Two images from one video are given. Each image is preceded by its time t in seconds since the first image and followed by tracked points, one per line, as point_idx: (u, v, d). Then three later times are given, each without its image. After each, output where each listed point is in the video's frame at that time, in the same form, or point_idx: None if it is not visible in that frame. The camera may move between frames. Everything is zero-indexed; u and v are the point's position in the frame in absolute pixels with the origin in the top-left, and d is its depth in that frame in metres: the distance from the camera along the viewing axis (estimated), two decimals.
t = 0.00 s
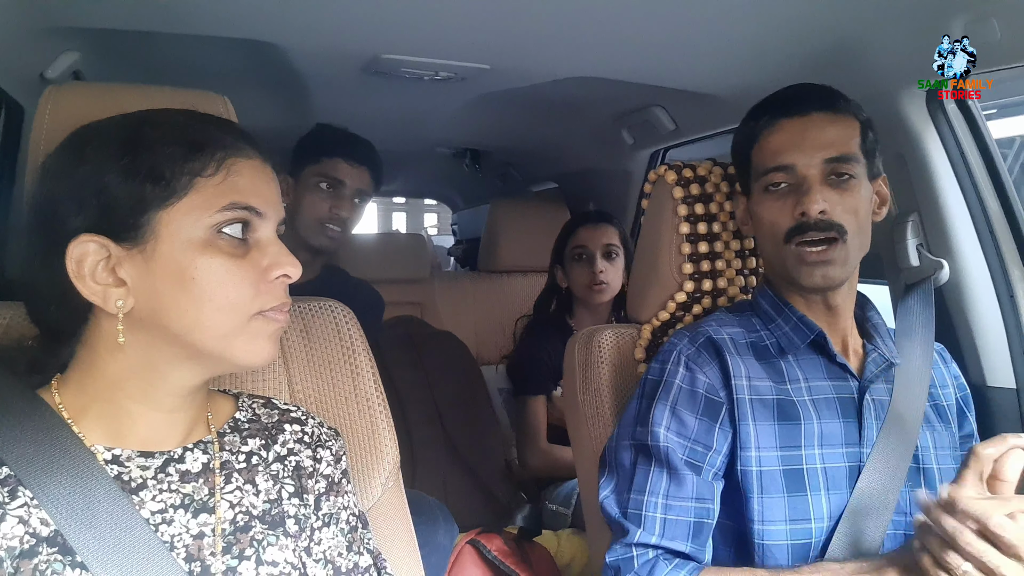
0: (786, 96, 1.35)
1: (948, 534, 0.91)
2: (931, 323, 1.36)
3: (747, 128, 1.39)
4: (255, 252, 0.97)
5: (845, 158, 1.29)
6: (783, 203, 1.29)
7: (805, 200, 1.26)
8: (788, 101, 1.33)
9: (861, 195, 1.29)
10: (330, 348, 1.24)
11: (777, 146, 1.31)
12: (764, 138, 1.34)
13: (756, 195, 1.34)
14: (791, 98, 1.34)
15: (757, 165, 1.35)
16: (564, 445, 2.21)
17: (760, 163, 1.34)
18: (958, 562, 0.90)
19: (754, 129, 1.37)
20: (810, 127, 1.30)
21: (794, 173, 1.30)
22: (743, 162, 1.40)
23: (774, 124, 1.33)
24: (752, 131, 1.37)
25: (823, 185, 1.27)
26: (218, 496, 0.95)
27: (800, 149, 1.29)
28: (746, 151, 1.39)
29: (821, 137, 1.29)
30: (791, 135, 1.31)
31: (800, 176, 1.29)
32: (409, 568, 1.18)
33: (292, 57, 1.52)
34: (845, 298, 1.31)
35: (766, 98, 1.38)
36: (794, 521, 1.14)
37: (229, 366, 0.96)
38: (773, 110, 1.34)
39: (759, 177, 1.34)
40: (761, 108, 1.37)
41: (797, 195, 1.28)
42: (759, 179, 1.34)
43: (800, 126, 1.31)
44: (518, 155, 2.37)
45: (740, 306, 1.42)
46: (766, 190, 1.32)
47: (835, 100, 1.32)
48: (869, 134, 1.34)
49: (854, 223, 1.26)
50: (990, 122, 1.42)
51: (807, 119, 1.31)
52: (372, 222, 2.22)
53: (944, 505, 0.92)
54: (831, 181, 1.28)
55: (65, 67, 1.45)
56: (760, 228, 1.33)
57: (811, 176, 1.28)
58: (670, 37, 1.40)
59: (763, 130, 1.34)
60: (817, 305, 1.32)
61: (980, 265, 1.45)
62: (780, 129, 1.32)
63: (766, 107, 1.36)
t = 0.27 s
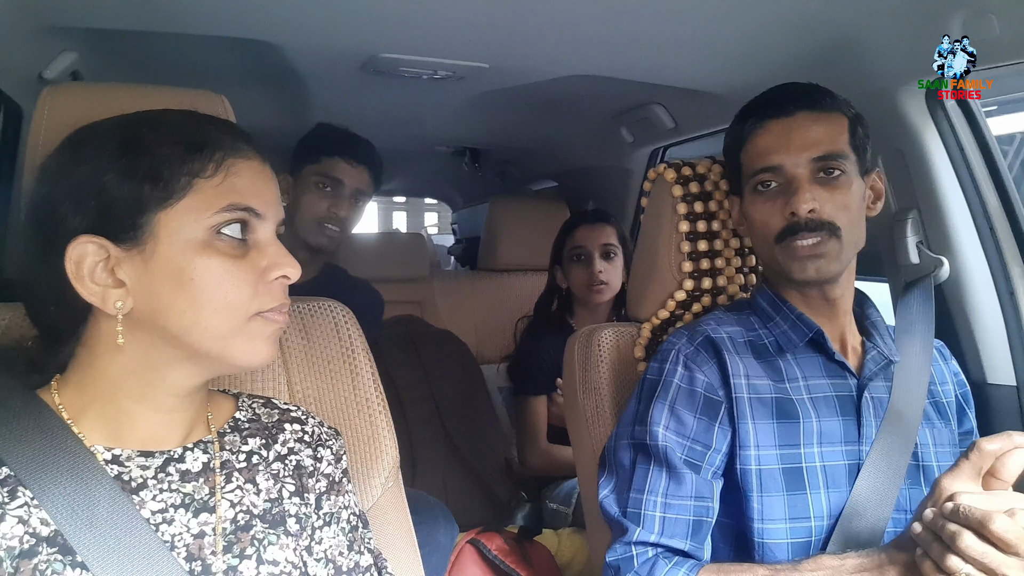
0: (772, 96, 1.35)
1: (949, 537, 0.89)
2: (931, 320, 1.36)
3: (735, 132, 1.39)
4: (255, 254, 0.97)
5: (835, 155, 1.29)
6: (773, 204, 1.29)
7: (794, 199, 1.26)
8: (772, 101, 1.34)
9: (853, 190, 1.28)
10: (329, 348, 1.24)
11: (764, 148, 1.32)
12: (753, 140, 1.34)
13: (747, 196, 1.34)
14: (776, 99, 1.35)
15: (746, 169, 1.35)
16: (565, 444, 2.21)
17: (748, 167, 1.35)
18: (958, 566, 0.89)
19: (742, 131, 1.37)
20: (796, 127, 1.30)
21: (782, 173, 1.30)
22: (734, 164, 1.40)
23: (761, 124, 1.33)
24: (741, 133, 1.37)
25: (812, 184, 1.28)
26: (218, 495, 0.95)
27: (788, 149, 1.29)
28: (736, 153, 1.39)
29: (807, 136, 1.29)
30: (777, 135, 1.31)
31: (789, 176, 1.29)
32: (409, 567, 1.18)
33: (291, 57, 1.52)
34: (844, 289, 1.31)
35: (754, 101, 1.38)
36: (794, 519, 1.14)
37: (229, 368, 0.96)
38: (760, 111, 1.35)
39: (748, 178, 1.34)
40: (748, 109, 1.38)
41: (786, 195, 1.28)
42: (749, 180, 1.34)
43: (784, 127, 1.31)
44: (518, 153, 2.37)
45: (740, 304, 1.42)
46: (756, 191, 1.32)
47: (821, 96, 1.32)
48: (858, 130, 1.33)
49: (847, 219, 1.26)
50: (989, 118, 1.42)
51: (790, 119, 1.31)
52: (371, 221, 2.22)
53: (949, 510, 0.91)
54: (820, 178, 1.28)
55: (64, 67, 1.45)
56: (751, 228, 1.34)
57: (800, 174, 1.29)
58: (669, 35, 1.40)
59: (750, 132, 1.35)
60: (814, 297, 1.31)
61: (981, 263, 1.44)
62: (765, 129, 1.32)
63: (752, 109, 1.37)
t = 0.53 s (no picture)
0: (772, 95, 1.35)
1: (954, 539, 0.89)
2: (932, 320, 1.36)
3: (737, 130, 1.40)
4: (256, 254, 0.97)
5: (835, 153, 1.29)
6: (774, 202, 1.29)
7: (795, 196, 1.26)
8: (773, 100, 1.34)
9: (854, 188, 1.28)
10: (330, 349, 1.24)
11: (763, 146, 1.32)
12: (754, 137, 1.34)
13: (748, 193, 1.34)
14: (776, 98, 1.34)
15: (747, 165, 1.35)
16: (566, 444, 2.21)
17: (749, 163, 1.35)
18: (960, 568, 0.89)
19: (743, 129, 1.37)
20: (797, 124, 1.30)
21: (783, 171, 1.30)
22: (735, 162, 1.40)
23: (762, 122, 1.33)
24: (742, 131, 1.38)
25: (814, 181, 1.28)
26: (220, 495, 0.95)
27: (789, 147, 1.29)
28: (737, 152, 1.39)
29: (808, 134, 1.29)
30: (777, 133, 1.31)
31: (790, 173, 1.29)
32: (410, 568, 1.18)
33: (291, 57, 1.52)
34: (845, 288, 1.30)
35: (754, 99, 1.39)
36: (795, 519, 1.14)
37: (231, 369, 0.96)
38: (761, 109, 1.34)
39: (749, 175, 1.34)
40: (749, 108, 1.38)
41: (787, 191, 1.28)
42: (749, 177, 1.34)
43: (785, 125, 1.31)
44: (519, 154, 2.37)
45: (741, 304, 1.42)
46: (757, 188, 1.32)
47: (820, 95, 1.32)
48: (859, 129, 1.33)
49: (848, 217, 1.26)
50: (991, 118, 1.42)
51: (792, 116, 1.31)
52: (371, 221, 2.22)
53: (955, 513, 0.91)
54: (821, 176, 1.28)
55: (65, 69, 1.45)
56: (753, 226, 1.33)
57: (801, 172, 1.29)
58: (669, 35, 1.40)
59: (751, 130, 1.35)
60: (815, 296, 1.30)
61: (982, 262, 1.44)
62: (766, 128, 1.32)
63: (752, 108, 1.37)
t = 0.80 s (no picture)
0: (774, 92, 1.35)
1: (953, 535, 0.89)
2: (931, 317, 1.36)
3: (739, 126, 1.39)
4: (240, 254, 0.95)
5: (838, 150, 1.29)
6: (777, 198, 1.29)
7: (798, 192, 1.26)
8: (776, 98, 1.33)
9: (856, 185, 1.28)
10: (328, 348, 1.24)
11: (768, 141, 1.31)
12: (758, 133, 1.33)
13: (751, 189, 1.34)
14: (780, 94, 1.34)
15: (750, 160, 1.35)
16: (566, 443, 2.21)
17: (754, 157, 1.34)
18: (961, 563, 0.89)
19: (747, 125, 1.36)
20: (801, 121, 1.30)
21: (787, 166, 1.29)
22: (736, 159, 1.39)
23: (765, 119, 1.33)
24: (744, 127, 1.37)
25: (817, 177, 1.27)
26: (219, 495, 0.95)
27: (793, 143, 1.29)
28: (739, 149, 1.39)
29: (811, 131, 1.29)
30: (782, 129, 1.30)
31: (793, 169, 1.29)
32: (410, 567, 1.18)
33: (290, 56, 1.51)
34: (844, 288, 1.30)
35: (757, 95, 1.38)
36: (795, 518, 1.14)
37: (217, 370, 0.95)
38: (765, 106, 1.34)
39: (752, 171, 1.34)
40: (753, 104, 1.37)
41: (791, 188, 1.28)
42: (752, 173, 1.34)
43: (789, 122, 1.30)
44: (519, 152, 2.37)
45: (741, 303, 1.42)
46: (760, 185, 1.32)
47: (825, 93, 1.32)
48: (862, 128, 1.33)
49: (851, 213, 1.26)
50: (991, 115, 1.43)
51: (796, 114, 1.30)
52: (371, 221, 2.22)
53: (953, 509, 0.91)
54: (825, 172, 1.28)
55: (63, 68, 1.45)
56: (756, 223, 1.33)
57: (805, 169, 1.28)
58: (669, 32, 1.40)
59: (755, 126, 1.34)
60: (816, 297, 1.31)
61: (983, 262, 1.44)
62: (769, 125, 1.32)
63: (756, 105, 1.36)
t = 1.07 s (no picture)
0: (777, 89, 1.35)
1: (952, 532, 0.88)
2: (933, 315, 1.36)
3: (740, 123, 1.39)
4: (184, 250, 0.90)
5: (841, 148, 1.28)
6: (779, 195, 1.29)
7: (800, 188, 1.26)
8: (779, 94, 1.33)
9: (858, 182, 1.28)
10: (330, 348, 1.24)
11: (771, 138, 1.31)
12: (760, 131, 1.33)
13: (753, 186, 1.34)
14: (784, 91, 1.33)
15: (752, 158, 1.34)
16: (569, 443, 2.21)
17: (755, 156, 1.34)
18: (959, 559, 0.88)
19: (749, 123, 1.36)
20: (804, 118, 1.30)
21: (789, 163, 1.29)
22: (739, 156, 1.39)
23: (768, 116, 1.33)
24: (747, 125, 1.37)
25: (820, 175, 1.27)
26: (219, 496, 0.95)
27: (795, 141, 1.29)
28: (741, 146, 1.38)
29: (814, 128, 1.29)
30: (784, 126, 1.30)
31: (796, 166, 1.29)
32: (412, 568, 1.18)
33: (291, 57, 1.51)
34: (845, 281, 1.29)
35: (759, 93, 1.38)
36: (797, 516, 1.14)
37: (161, 372, 0.90)
38: (767, 103, 1.34)
39: (754, 168, 1.34)
40: (755, 101, 1.37)
41: (793, 185, 1.28)
42: (755, 170, 1.33)
43: (792, 119, 1.30)
44: (521, 153, 2.37)
45: (742, 301, 1.41)
46: (762, 182, 1.32)
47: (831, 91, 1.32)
48: (864, 125, 1.33)
49: (853, 211, 1.26)
50: (992, 113, 1.41)
51: (799, 111, 1.30)
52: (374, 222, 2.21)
53: (952, 505, 0.90)
54: (827, 169, 1.27)
55: (65, 70, 1.46)
56: (757, 220, 1.33)
57: (807, 166, 1.28)
58: (670, 31, 1.39)
59: (758, 124, 1.34)
60: (817, 290, 1.30)
61: (985, 260, 1.43)
62: (772, 122, 1.32)
63: (758, 102, 1.36)
